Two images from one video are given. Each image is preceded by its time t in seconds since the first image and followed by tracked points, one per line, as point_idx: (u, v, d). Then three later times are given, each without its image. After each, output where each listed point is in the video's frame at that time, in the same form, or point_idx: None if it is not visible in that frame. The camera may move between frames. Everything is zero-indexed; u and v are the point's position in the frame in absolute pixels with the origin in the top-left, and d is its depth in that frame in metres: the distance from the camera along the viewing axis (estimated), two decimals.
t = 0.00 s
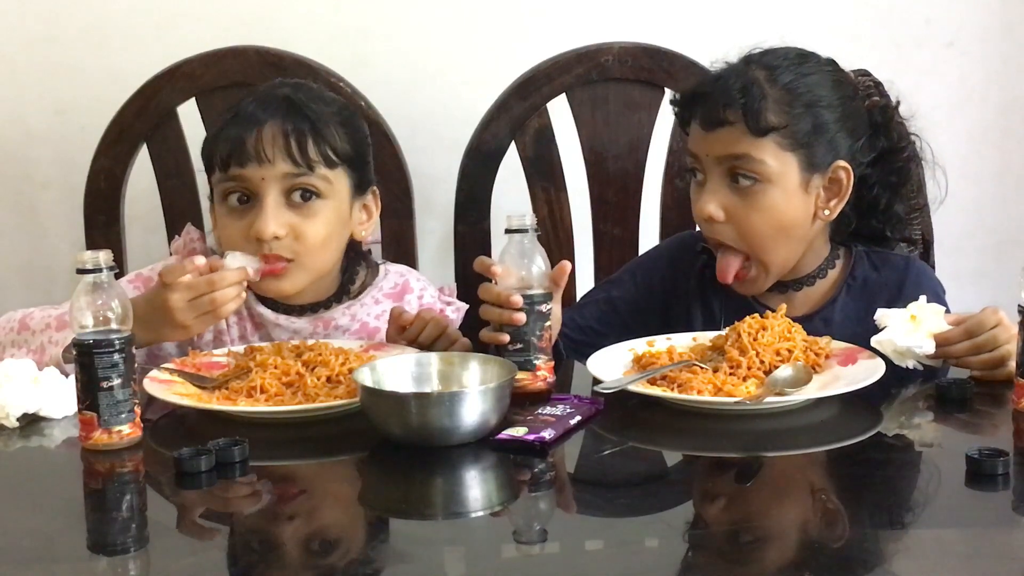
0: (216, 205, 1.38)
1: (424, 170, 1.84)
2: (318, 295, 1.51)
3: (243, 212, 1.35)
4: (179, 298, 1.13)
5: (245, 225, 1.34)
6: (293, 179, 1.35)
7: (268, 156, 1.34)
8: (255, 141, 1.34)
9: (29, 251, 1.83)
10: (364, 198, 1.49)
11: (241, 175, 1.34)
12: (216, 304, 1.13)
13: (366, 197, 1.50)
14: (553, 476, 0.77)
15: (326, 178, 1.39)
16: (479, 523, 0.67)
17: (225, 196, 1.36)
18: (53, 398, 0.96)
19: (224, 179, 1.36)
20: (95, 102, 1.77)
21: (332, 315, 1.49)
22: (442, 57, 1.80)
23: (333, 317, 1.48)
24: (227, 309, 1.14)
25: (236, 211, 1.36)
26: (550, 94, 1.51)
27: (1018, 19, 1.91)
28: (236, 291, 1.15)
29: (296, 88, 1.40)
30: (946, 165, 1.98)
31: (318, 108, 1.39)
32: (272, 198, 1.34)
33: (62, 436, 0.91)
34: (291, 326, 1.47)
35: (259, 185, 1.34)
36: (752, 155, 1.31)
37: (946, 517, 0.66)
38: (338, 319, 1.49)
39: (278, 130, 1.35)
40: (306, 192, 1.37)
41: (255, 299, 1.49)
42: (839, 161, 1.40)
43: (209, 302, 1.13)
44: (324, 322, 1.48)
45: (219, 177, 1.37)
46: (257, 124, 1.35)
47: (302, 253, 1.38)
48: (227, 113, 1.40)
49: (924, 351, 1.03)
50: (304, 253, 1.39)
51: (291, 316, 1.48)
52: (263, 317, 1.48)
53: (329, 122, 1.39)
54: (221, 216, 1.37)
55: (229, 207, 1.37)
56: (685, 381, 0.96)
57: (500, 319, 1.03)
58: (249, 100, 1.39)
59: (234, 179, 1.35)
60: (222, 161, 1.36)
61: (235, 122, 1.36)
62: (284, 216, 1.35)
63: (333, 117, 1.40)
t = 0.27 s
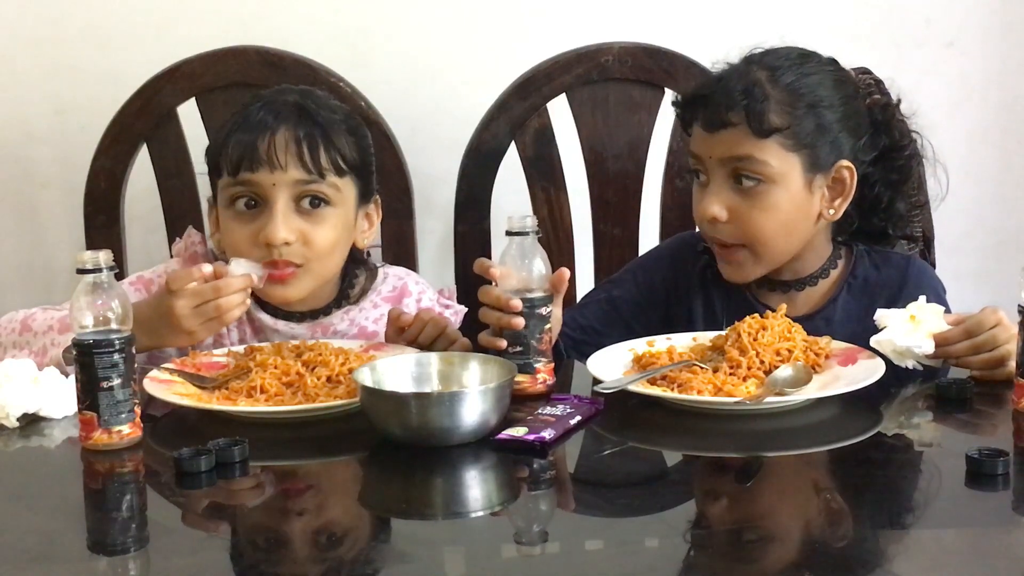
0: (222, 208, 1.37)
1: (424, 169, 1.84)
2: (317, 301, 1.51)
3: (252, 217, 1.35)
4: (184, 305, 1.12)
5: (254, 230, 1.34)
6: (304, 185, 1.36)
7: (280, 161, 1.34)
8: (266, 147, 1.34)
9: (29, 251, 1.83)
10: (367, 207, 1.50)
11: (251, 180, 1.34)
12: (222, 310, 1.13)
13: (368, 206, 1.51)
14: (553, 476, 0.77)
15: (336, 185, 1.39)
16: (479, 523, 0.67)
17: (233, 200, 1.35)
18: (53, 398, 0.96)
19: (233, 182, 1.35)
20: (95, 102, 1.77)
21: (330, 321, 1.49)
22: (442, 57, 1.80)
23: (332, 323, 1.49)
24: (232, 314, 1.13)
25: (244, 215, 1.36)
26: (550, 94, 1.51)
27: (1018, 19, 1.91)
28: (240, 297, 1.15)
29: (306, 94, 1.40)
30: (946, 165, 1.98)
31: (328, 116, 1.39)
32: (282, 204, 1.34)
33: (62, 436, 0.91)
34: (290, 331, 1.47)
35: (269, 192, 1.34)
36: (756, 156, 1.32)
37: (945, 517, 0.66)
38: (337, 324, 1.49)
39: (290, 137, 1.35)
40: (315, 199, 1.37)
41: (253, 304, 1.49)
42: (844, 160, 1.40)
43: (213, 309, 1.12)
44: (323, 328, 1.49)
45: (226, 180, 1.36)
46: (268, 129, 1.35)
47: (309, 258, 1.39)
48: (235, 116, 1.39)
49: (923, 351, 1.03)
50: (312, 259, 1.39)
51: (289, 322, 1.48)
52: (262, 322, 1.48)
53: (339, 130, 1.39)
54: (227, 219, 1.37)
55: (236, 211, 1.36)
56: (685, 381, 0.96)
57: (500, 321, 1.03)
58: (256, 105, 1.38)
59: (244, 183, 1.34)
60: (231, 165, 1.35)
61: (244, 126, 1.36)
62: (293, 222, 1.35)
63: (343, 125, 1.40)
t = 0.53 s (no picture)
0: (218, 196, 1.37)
1: (424, 170, 1.84)
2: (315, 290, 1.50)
3: (247, 205, 1.35)
4: (161, 324, 1.12)
5: (248, 218, 1.34)
6: (298, 173, 1.35)
7: (273, 150, 1.33)
8: (261, 134, 1.34)
9: (29, 251, 1.83)
10: (367, 193, 1.49)
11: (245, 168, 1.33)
12: (196, 331, 1.13)
13: (367, 191, 1.49)
14: (553, 476, 0.77)
15: (330, 173, 1.38)
16: (481, 523, 0.67)
17: (229, 189, 1.35)
18: (53, 398, 0.96)
19: (229, 171, 1.35)
20: (95, 102, 1.77)
21: (330, 313, 1.49)
22: (442, 57, 1.80)
23: (331, 315, 1.48)
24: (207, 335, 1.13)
25: (239, 203, 1.35)
26: (550, 94, 1.51)
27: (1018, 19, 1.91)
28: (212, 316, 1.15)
29: (305, 83, 1.40)
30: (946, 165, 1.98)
31: (325, 104, 1.39)
32: (276, 192, 1.33)
33: (62, 436, 0.91)
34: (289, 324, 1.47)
35: (263, 179, 1.33)
36: (756, 160, 1.32)
37: (946, 517, 0.66)
38: (336, 317, 1.49)
39: (284, 123, 1.35)
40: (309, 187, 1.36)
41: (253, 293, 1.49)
42: (846, 160, 1.40)
43: (189, 329, 1.12)
44: (322, 320, 1.49)
45: (223, 168, 1.36)
46: (264, 116, 1.35)
47: (304, 247, 1.38)
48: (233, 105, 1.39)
49: (922, 351, 1.03)
50: (308, 248, 1.39)
51: (288, 311, 1.48)
52: (260, 314, 1.48)
53: (335, 118, 1.39)
54: (224, 209, 1.36)
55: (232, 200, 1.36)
56: (685, 381, 0.96)
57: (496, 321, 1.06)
58: (256, 92, 1.39)
59: (239, 171, 1.34)
60: (228, 152, 1.35)
61: (242, 115, 1.36)
62: (287, 210, 1.34)
63: (340, 113, 1.40)
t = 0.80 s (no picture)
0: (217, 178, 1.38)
1: (424, 170, 1.84)
2: (313, 281, 1.50)
3: (244, 188, 1.35)
4: (178, 317, 1.12)
5: (245, 201, 1.34)
6: (295, 157, 1.35)
7: (271, 132, 1.33)
8: (258, 117, 1.34)
9: (29, 251, 1.83)
10: (365, 180, 1.49)
11: (243, 150, 1.33)
12: (212, 329, 1.12)
13: (367, 179, 1.50)
14: (552, 476, 0.77)
15: (327, 159, 1.38)
16: (483, 522, 0.67)
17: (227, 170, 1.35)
18: (53, 397, 0.96)
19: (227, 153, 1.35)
20: (95, 102, 1.77)
21: (330, 306, 1.49)
22: (442, 57, 1.80)
23: (330, 309, 1.48)
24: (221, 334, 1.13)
25: (237, 186, 1.35)
26: (550, 94, 1.51)
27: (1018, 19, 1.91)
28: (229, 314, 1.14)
29: (306, 69, 1.41)
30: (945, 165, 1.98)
31: (325, 89, 1.39)
32: (273, 175, 1.34)
33: (62, 436, 0.91)
34: (287, 315, 1.46)
35: (260, 162, 1.33)
36: (765, 164, 1.32)
37: (946, 517, 0.66)
38: (335, 312, 1.49)
39: (283, 108, 1.34)
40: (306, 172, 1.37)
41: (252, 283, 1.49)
42: (850, 160, 1.41)
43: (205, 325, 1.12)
44: (320, 313, 1.48)
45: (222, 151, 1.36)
46: (263, 101, 1.35)
47: (301, 233, 1.38)
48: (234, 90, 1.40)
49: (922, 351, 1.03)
50: (305, 234, 1.39)
51: (286, 303, 1.48)
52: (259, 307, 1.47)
53: (334, 103, 1.39)
54: (222, 191, 1.37)
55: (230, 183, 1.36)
56: (685, 381, 0.96)
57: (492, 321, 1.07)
58: (256, 77, 1.39)
59: (236, 154, 1.34)
60: (226, 136, 1.36)
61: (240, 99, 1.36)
62: (282, 194, 1.34)
63: (341, 99, 1.41)
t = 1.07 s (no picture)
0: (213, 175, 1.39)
1: (424, 169, 1.84)
2: (314, 282, 1.50)
3: (238, 185, 1.35)
4: (212, 282, 1.16)
5: (237, 198, 1.34)
6: (288, 154, 1.35)
7: (264, 130, 1.33)
8: (253, 117, 1.34)
9: (29, 251, 1.83)
10: (362, 185, 1.48)
11: (236, 146, 1.34)
12: (245, 290, 1.18)
13: (364, 184, 1.48)
14: (552, 476, 0.77)
15: (322, 159, 1.38)
16: (484, 522, 0.67)
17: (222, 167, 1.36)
18: (53, 397, 0.96)
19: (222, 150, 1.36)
20: (95, 102, 1.77)
21: (331, 306, 1.48)
22: (441, 57, 1.80)
23: (331, 308, 1.48)
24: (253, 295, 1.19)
25: (231, 183, 1.36)
26: (550, 94, 1.51)
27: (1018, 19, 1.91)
28: (257, 275, 1.20)
29: (304, 72, 1.41)
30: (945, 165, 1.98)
31: (323, 93, 1.39)
32: (265, 171, 1.34)
33: (62, 436, 0.91)
34: (288, 316, 1.46)
35: (252, 158, 1.34)
36: (790, 163, 1.32)
37: (946, 517, 0.66)
38: (336, 311, 1.48)
39: (277, 107, 1.34)
40: (300, 169, 1.37)
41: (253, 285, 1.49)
42: (862, 151, 1.43)
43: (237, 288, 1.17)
44: (321, 314, 1.48)
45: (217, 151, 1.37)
46: (257, 102, 1.35)
47: (291, 232, 1.38)
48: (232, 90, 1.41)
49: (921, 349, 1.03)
50: (296, 231, 1.38)
51: (287, 305, 1.47)
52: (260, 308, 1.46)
53: (331, 107, 1.39)
54: (216, 187, 1.38)
55: (225, 180, 1.37)
56: (685, 381, 0.96)
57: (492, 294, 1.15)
58: (255, 79, 1.39)
59: (230, 150, 1.35)
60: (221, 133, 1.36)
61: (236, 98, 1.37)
62: (274, 190, 1.34)
63: (339, 103, 1.41)
